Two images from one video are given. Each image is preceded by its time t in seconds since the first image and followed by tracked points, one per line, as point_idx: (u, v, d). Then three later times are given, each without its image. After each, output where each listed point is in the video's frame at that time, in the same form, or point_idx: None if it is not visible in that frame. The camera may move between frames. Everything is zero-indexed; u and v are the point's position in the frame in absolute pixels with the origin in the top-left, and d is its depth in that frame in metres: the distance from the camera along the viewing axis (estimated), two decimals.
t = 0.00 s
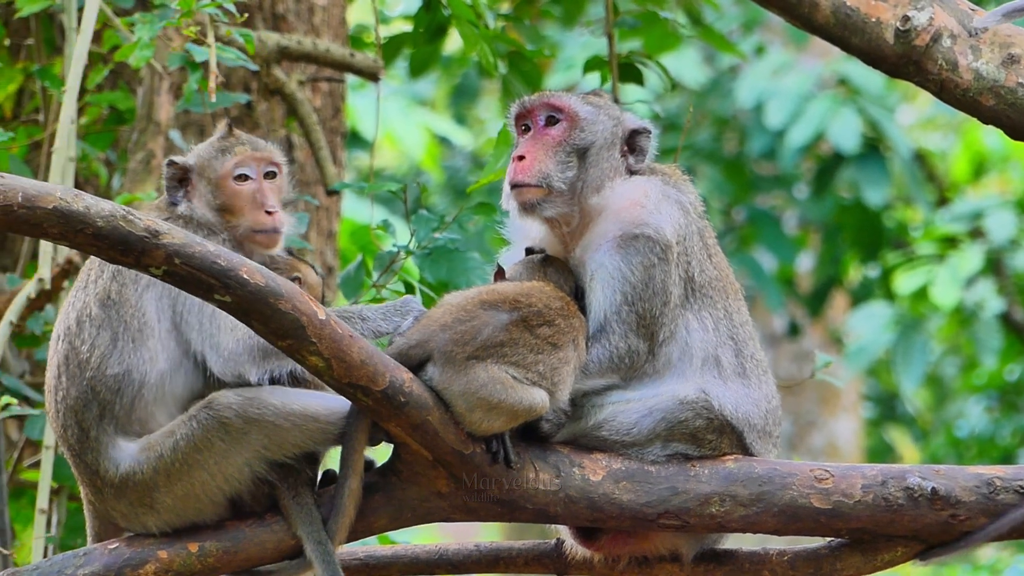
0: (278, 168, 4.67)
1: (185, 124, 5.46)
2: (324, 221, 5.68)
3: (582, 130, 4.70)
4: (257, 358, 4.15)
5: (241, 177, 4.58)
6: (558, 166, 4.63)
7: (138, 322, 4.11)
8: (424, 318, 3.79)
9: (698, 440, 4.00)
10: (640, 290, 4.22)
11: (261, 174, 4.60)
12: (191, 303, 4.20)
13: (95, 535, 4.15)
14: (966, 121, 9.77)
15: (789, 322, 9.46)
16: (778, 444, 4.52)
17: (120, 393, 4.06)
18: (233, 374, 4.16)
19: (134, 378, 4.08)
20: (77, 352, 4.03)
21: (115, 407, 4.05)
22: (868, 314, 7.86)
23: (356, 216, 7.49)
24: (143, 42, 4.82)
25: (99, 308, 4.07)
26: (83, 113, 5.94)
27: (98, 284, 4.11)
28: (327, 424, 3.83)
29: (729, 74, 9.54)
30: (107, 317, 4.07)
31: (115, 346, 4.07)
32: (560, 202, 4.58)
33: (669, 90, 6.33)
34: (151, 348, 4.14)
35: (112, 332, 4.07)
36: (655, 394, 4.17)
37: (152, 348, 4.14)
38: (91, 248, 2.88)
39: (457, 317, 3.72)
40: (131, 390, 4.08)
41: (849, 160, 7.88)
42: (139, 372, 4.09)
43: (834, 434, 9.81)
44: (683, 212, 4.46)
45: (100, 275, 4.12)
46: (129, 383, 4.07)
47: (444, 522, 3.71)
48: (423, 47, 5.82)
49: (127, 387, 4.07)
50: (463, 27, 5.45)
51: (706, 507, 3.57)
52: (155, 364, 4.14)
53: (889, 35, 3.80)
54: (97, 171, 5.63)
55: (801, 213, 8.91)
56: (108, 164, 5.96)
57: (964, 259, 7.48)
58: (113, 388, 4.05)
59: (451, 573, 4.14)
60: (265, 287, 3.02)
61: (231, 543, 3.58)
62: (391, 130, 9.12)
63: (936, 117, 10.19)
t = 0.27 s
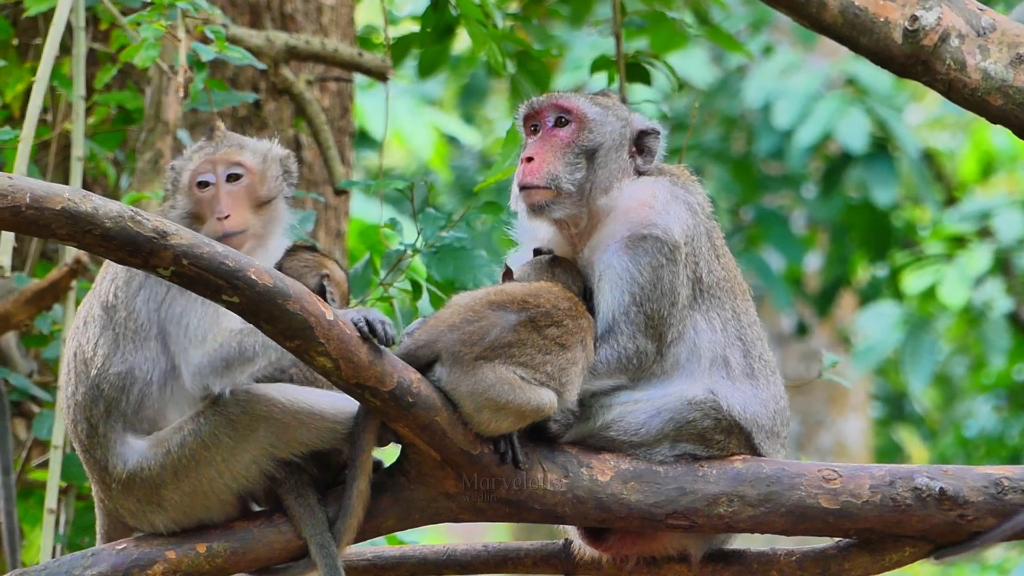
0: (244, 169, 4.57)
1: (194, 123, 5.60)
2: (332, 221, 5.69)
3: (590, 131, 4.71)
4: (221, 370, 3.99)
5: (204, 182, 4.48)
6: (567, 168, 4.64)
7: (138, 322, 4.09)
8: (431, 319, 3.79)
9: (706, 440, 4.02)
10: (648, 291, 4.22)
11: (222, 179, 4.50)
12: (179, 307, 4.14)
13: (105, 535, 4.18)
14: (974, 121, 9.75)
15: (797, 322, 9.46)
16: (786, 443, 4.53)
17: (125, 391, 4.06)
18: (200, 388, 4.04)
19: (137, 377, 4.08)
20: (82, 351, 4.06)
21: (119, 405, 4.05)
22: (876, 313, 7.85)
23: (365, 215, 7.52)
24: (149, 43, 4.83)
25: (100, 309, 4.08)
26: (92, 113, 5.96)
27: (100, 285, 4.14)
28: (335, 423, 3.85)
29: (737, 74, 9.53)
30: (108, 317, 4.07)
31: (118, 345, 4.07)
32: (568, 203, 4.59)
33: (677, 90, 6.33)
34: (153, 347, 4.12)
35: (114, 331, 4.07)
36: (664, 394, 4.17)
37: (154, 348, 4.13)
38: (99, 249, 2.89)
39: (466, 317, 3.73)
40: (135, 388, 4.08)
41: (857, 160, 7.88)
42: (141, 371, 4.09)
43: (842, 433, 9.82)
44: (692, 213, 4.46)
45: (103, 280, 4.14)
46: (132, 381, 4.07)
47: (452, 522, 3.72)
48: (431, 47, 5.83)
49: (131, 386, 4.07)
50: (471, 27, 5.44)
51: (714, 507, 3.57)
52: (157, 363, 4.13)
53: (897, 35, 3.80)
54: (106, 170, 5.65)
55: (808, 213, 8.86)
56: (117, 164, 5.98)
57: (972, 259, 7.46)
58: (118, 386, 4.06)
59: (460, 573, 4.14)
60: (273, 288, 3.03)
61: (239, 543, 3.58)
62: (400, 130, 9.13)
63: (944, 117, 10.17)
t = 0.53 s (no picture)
0: (242, 168, 4.57)
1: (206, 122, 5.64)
2: (345, 220, 5.70)
3: (602, 130, 4.71)
4: (242, 377, 3.96)
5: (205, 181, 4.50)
6: (579, 167, 4.64)
7: (147, 322, 4.13)
8: (444, 318, 3.79)
9: (720, 439, 4.01)
10: (661, 289, 4.22)
11: (221, 179, 4.51)
12: (189, 309, 4.17)
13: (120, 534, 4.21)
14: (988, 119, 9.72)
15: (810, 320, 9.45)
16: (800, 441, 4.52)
17: (137, 391, 4.09)
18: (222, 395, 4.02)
19: (149, 377, 4.11)
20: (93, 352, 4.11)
21: (131, 405, 4.08)
22: (889, 312, 7.86)
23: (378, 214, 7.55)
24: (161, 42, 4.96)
25: (109, 311, 4.12)
26: (105, 112, 5.99)
27: (109, 286, 4.17)
28: (348, 421, 3.85)
29: (751, 72, 9.52)
30: (118, 317, 4.11)
31: (128, 345, 4.11)
32: (582, 202, 4.59)
33: (690, 88, 6.33)
34: (163, 347, 4.15)
35: (123, 332, 4.10)
36: (677, 393, 4.17)
37: (165, 347, 4.16)
38: (112, 247, 2.90)
39: (478, 315, 3.73)
40: (147, 387, 4.11)
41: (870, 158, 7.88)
42: (153, 371, 4.12)
43: (856, 432, 9.80)
44: (705, 212, 4.45)
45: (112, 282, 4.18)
46: (144, 381, 4.10)
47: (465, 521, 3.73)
48: (444, 45, 5.84)
49: (143, 386, 4.10)
50: (484, 25, 5.44)
51: (727, 506, 3.57)
52: (168, 363, 4.17)
53: (910, 33, 3.79)
54: (119, 169, 5.69)
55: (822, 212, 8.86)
56: (130, 162, 6.02)
57: (984, 257, 7.40)
58: (129, 387, 4.09)
59: (473, 571, 4.15)
60: (286, 287, 3.04)
61: (253, 542, 3.60)
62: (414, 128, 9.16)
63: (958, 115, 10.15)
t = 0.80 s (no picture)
0: (288, 160, 4.66)
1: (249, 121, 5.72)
2: (387, 218, 5.77)
3: (646, 128, 4.71)
4: (282, 374, 4.03)
5: (249, 172, 4.59)
6: (623, 165, 4.64)
7: (189, 321, 4.21)
8: (486, 316, 3.84)
9: (762, 437, 4.03)
10: (704, 287, 4.24)
11: (266, 169, 4.60)
12: (234, 303, 4.26)
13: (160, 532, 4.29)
14: None
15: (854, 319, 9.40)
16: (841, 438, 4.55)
17: (179, 389, 4.17)
18: (263, 391, 4.09)
19: (190, 376, 4.19)
20: (135, 350, 4.19)
21: (173, 404, 4.16)
22: (932, 311, 7.94)
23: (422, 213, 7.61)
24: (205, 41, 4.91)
25: (151, 310, 4.21)
26: (148, 111, 6.09)
27: (151, 286, 4.26)
28: (390, 418, 3.89)
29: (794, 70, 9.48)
30: (159, 317, 4.20)
31: (169, 344, 4.19)
32: (624, 201, 4.60)
33: (733, 86, 6.33)
34: (204, 345, 4.23)
35: (165, 331, 4.20)
36: (719, 391, 4.18)
37: (206, 345, 4.24)
38: (155, 246, 2.93)
39: (520, 314, 3.77)
40: (189, 385, 4.19)
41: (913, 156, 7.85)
42: (194, 369, 4.20)
43: (899, 430, 9.80)
44: (748, 210, 4.46)
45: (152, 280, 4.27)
46: (185, 380, 4.18)
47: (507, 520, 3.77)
48: (486, 44, 5.89)
49: (184, 385, 4.18)
50: (526, 24, 5.48)
51: (769, 504, 3.58)
52: (210, 361, 4.24)
53: (953, 32, 3.80)
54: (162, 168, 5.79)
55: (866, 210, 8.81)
56: (172, 161, 6.12)
57: None
58: (171, 386, 4.16)
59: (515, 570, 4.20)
60: (328, 285, 3.07)
61: (295, 541, 3.66)
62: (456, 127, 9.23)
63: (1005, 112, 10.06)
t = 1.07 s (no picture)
0: (305, 156, 4.71)
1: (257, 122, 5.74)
2: (396, 219, 5.79)
3: (656, 128, 4.73)
4: (288, 372, 4.05)
5: (266, 168, 4.63)
6: (633, 166, 4.66)
7: (195, 321, 4.22)
8: (497, 316, 3.86)
9: (771, 438, 4.03)
10: (712, 288, 4.25)
11: (284, 166, 4.65)
12: (240, 302, 4.26)
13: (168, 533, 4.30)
14: None
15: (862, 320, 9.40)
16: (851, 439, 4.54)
17: (185, 391, 4.19)
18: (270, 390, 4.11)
19: (196, 376, 4.20)
20: (141, 351, 4.21)
21: (180, 406, 4.18)
22: (940, 312, 7.90)
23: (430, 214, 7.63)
24: (216, 41, 4.91)
25: (156, 310, 4.22)
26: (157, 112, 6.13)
27: (156, 286, 4.27)
28: (398, 417, 3.92)
29: (801, 71, 9.49)
30: (164, 318, 4.22)
31: (175, 345, 4.21)
32: (634, 201, 4.62)
33: (741, 88, 6.35)
34: (210, 346, 4.24)
35: (171, 332, 4.21)
36: (728, 391, 4.20)
37: (213, 345, 4.24)
38: (164, 246, 2.94)
39: (531, 314, 3.79)
40: (196, 386, 4.21)
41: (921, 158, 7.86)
42: (201, 370, 4.21)
43: (907, 431, 9.80)
44: (757, 211, 4.47)
45: (157, 279, 4.28)
46: (192, 381, 4.20)
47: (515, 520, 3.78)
48: (495, 45, 5.91)
49: (191, 385, 4.20)
50: (535, 25, 5.50)
51: (779, 504, 3.59)
52: (216, 361, 4.24)
53: (961, 33, 3.82)
54: (171, 169, 5.83)
55: (873, 211, 8.82)
56: (181, 162, 6.15)
57: None
58: (179, 387, 4.19)
59: (524, 571, 4.21)
60: (338, 285, 3.09)
61: (304, 541, 3.70)
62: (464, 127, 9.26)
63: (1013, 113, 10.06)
